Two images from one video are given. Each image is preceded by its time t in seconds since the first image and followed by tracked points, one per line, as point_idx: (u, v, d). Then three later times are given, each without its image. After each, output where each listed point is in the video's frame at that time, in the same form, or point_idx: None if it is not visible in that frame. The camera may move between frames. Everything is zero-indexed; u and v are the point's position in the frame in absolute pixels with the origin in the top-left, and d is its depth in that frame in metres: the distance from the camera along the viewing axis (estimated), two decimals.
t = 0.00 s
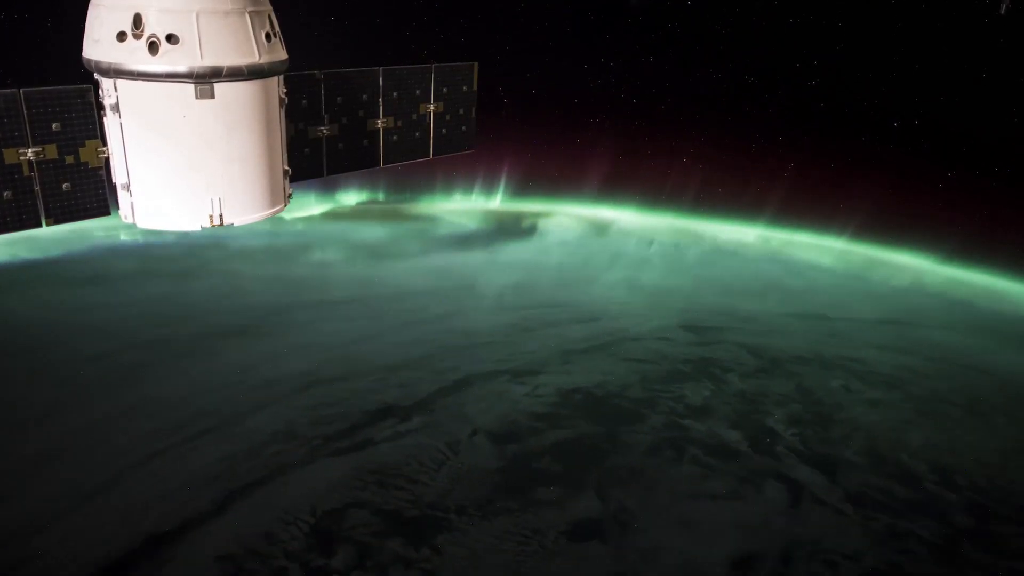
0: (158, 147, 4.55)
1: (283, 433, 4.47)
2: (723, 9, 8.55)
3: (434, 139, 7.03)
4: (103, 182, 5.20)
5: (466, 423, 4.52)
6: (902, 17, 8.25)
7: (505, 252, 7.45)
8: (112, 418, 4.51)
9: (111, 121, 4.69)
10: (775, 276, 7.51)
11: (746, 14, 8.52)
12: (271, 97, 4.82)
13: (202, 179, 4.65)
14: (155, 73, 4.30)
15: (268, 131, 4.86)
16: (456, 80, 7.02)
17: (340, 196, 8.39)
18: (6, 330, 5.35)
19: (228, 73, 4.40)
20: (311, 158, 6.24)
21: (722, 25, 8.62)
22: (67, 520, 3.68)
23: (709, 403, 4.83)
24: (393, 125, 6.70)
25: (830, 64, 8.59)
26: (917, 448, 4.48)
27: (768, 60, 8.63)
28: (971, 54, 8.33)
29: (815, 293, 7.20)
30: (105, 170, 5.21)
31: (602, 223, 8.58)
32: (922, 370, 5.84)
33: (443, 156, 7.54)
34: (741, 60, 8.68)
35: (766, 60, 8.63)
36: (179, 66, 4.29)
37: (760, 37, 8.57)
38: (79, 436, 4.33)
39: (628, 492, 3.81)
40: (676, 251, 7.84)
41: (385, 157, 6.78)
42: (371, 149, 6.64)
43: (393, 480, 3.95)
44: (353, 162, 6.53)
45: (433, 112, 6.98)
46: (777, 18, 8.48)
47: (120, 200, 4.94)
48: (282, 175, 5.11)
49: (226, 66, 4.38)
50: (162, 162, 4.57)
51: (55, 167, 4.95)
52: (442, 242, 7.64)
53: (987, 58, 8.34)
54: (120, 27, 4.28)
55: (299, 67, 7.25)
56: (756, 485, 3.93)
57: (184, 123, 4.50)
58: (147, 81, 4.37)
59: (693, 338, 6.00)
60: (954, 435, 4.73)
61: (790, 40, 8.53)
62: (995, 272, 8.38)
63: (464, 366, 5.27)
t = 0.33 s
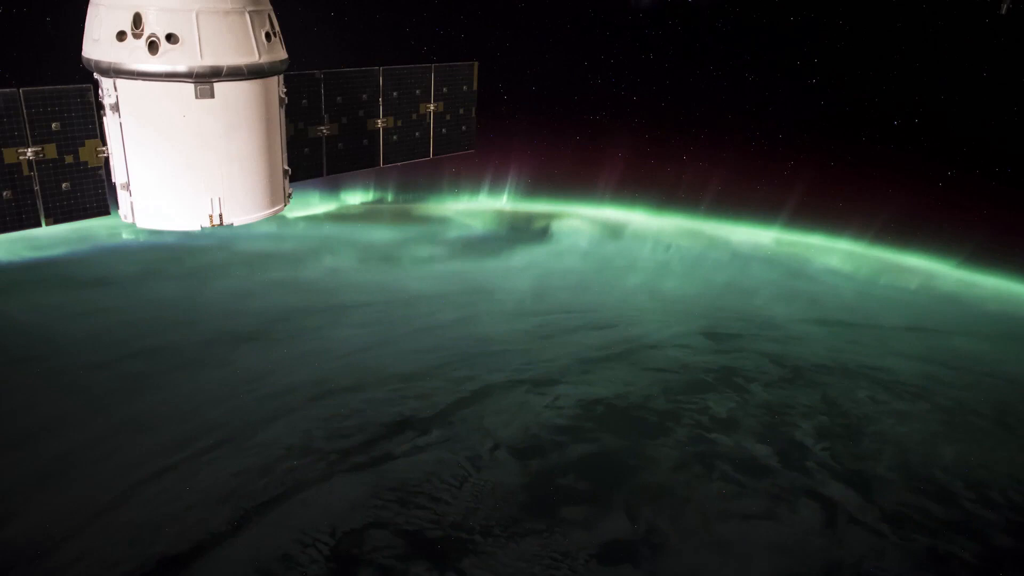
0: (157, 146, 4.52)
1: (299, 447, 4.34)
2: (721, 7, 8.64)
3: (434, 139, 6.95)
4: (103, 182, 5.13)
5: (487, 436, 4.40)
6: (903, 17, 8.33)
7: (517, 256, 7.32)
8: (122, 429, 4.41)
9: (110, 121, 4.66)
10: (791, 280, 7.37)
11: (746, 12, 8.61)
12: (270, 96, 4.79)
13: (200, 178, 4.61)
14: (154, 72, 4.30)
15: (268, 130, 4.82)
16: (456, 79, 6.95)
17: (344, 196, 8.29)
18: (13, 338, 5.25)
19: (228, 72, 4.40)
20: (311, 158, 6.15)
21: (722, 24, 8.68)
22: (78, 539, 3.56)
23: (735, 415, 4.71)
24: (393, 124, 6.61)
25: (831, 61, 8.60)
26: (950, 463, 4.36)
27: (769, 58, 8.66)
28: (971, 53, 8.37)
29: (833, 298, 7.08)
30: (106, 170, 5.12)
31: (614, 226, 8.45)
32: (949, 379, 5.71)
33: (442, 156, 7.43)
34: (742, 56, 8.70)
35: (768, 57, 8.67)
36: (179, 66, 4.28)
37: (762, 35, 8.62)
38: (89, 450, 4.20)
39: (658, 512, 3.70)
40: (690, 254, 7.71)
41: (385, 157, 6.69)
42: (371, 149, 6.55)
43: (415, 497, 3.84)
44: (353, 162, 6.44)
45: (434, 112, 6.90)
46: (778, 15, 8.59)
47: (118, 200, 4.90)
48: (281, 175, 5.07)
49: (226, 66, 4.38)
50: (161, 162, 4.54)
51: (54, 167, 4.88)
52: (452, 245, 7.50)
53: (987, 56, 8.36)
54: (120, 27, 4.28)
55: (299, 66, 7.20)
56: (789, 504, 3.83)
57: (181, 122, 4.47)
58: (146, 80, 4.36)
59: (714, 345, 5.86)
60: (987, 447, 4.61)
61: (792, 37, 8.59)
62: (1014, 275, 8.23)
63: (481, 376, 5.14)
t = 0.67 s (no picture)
0: (156, 145, 4.54)
1: (315, 461, 4.22)
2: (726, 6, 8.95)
3: (434, 139, 6.92)
4: (103, 182, 5.29)
5: (509, 450, 4.29)
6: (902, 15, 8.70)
7: (530, 261, 7.19)
8: (131, 439, 4.31)
9: (110, 120, 4.68)
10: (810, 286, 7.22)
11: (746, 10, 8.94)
12: (270, 96, 4.82)
13: (200, 178, 4.62)
14: (155, 72, 4.33)
15: (268, 131, 4.86)
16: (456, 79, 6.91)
17: (348, 195, 8.22)
18: (16, 345, 5.12)
19: (228, 72, 4.42)
20: (311, 158, 6.12)
21: (723, 21, 9.00)
22: (89, 559, 3.45)
23: (762, 429, 4.59)
24: (394, 123, 6.56)
25: (830, 60, 8.93)
26: (985, 479, 4.25)
27: (770, 56, 8.94)
28: (968, 55, 8.79)
29: (851, 302, 6.97)
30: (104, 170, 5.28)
31: (627, 229, 8.32)
32: (977, 389, 5.57)
33: (442, 157, 7.38)
34: (742, 54, 8.99)
35: (770, 53, 8.95)
36: (179, 66, 4.31)
37: (768, 32, 8.94)
38: (97, 463, 4.10)
39: (690, 532, 3.60)
40: (706, 258, 7.58)
41: (386, 157, 6.65)
42: (371, 149, 6.51)
43: (438, 516, 3.73)
44: (353, 160, 6.40)
45: (434, 111, 6.86)
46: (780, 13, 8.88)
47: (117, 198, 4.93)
48: (281, 175, 5.10)
49: (226, 65, 4.40)
50: (161, 162, 4.56)
51: (53, 166, 5.03)
52: (465, 249, 7.36)
53: (983, 55, 8.79)
54: (120, 26, 4.30)
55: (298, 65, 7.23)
56: (824, 525, 3.73)
57: (181, 122, 4.50)
58: (146, 79, 4.39)
59: (734, 353, 5.74)
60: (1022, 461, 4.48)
61: (793, 34, 8.91)
62: None
63: (500, 387, 5.02)
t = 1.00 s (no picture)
0: (155, 145, 4.42)
1: (333, 478, 4.10)
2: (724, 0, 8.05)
3: (434, 139, 6.79)
4: (103, 182, 5.07)
5: (533, 467, 4.17)
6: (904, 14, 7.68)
7: (543, 267, 7.04)
8: (141, 455, 4.17)
9: (109, 119, 4.55)
10: (829, 292, 7.10)
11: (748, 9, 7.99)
12: (270, 96, 4.70)
13: (200, 177, 4.50)
14: (154, 72, 4.21)
15: (268, 130, 4.74)
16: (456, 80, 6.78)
17: (353, 195, 8.03)
18: (21, 355, 4.97)
19: (228, 72, 4.31)
20: (311, 157, 5.99)
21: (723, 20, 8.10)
22: None
23: (792, 443, 4.48)
24: (394, 123, 6.44)
25: (830, 58, 7.99)
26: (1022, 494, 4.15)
27: (768, 56, 8.11)
28: (978, 51, 7.65)
29: (872, 309, 6.83)
30: (105, 170, 5.06)
31: (640, 232, 8.18)
32: (1004, 398, 5.45)
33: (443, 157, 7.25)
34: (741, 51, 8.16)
35: (768, 49, 8.10)
36: (178, 66, 4.20)
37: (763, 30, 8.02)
38: (108, 482, 3.97)
39: (725, 556, 3.50)
40: (721, 263, 7.44)
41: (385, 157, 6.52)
42: (371, 149, 6.38)
43: (464, 538, 3.61)
44: (353, 160, 6.28)
45: (434, 110, 6.73)
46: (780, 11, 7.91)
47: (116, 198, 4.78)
48: (281, 176, 4.97)
49: (226, 65, 4.29)
50: (161, 161, 4.44)
51: (53, 166, 4.82)
52: (476, 254, 7.20)
53: (992, 53, 7.63)
54: (119, 25, 4.18)
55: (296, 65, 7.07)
56: (863, 547, 3.64)
57: (180, 122, 4.38)
58: (146, 79, 4.27)
59: (757, 363, 5.60)
60: None
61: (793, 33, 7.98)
62: None
63: (520, 399, 4.89)
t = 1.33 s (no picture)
0: (155, 145, 4.31)
1: (352, 495, 3.99)
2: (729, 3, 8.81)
3: (434, 138, 6.68)
4: (103, 181, 5.12)
5: (558, 483, 4.05)
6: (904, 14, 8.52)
7: (559, 272, 6.93)
8: (151, 470, 4.05)
9: (108, 118, 4.44)
10: (849, 297, 6.99)
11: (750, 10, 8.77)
12: (270, 95, 4.60)
13: (200, 176, 4.40)
14: (155, 72, 4.10)
15: (269, 128, 4.63)
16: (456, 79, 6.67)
17: (357, 194, 7.93)
18: (26, 363, 4.84)
19: (228, 72, 4.20)
20: (310, 157, 5.87)
21: (723, 16, 8.83)
22: None
23: (822, 458, 4.37)
24: (394, 123, 6.32)
25: (831, 57, 8.77)
26: None
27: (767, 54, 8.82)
28: (970, 55, 8.58)
29: (893, 315, 6.70)
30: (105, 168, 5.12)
31: (654, 235, 8.07)
32: None
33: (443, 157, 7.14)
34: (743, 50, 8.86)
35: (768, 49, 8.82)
36: (179, 65, 4.08)
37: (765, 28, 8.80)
38: (119, 498, 3.85)
39: None
40: (737, 267, 7.34)
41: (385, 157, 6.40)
42: (370, 149, 6.27)
43: (492, 561, 3.51)
44: (352, 160, 6.16)
45: (434, 110, 6.61)
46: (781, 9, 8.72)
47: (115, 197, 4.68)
48: (281, 175, 4.86)
49: (226, 64, 4.17)
50: (161, 161, 4.33)
51: (53, 165, 4.87)
52: (490, 258, 7.09)
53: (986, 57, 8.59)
54: (119, 25, 4.06)
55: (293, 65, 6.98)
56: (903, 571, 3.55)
57: (180, 121, 4.27)
58: (146, 79, 4.16)
59: (781, 372, 5.48)
60: None
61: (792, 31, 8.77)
62: None
63: (540, 409, 4.78)
